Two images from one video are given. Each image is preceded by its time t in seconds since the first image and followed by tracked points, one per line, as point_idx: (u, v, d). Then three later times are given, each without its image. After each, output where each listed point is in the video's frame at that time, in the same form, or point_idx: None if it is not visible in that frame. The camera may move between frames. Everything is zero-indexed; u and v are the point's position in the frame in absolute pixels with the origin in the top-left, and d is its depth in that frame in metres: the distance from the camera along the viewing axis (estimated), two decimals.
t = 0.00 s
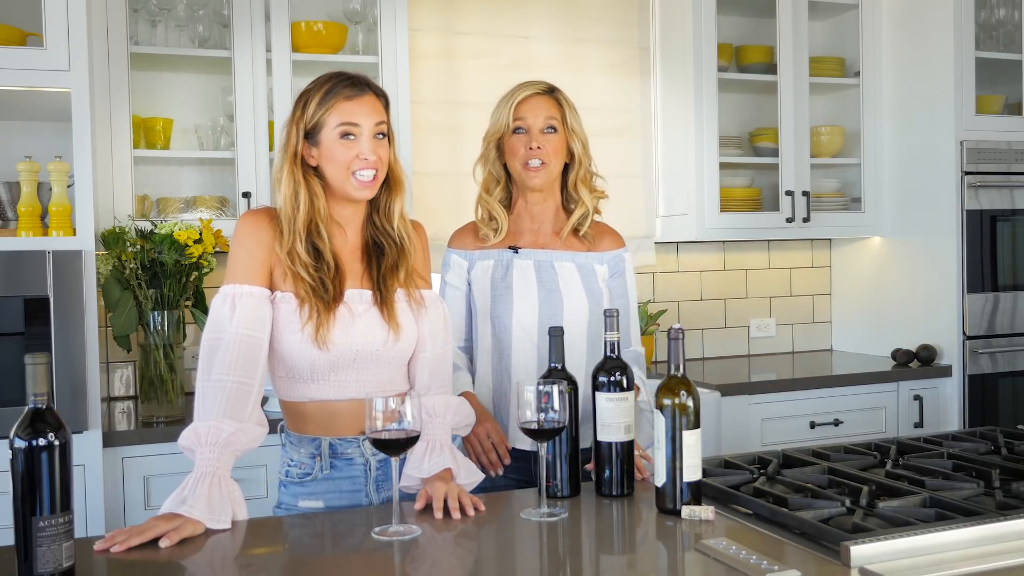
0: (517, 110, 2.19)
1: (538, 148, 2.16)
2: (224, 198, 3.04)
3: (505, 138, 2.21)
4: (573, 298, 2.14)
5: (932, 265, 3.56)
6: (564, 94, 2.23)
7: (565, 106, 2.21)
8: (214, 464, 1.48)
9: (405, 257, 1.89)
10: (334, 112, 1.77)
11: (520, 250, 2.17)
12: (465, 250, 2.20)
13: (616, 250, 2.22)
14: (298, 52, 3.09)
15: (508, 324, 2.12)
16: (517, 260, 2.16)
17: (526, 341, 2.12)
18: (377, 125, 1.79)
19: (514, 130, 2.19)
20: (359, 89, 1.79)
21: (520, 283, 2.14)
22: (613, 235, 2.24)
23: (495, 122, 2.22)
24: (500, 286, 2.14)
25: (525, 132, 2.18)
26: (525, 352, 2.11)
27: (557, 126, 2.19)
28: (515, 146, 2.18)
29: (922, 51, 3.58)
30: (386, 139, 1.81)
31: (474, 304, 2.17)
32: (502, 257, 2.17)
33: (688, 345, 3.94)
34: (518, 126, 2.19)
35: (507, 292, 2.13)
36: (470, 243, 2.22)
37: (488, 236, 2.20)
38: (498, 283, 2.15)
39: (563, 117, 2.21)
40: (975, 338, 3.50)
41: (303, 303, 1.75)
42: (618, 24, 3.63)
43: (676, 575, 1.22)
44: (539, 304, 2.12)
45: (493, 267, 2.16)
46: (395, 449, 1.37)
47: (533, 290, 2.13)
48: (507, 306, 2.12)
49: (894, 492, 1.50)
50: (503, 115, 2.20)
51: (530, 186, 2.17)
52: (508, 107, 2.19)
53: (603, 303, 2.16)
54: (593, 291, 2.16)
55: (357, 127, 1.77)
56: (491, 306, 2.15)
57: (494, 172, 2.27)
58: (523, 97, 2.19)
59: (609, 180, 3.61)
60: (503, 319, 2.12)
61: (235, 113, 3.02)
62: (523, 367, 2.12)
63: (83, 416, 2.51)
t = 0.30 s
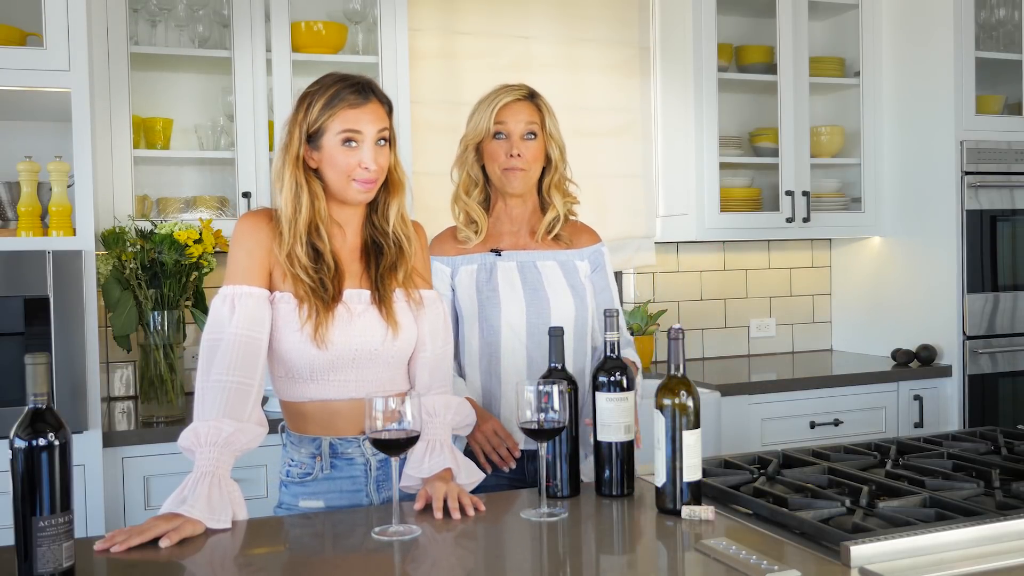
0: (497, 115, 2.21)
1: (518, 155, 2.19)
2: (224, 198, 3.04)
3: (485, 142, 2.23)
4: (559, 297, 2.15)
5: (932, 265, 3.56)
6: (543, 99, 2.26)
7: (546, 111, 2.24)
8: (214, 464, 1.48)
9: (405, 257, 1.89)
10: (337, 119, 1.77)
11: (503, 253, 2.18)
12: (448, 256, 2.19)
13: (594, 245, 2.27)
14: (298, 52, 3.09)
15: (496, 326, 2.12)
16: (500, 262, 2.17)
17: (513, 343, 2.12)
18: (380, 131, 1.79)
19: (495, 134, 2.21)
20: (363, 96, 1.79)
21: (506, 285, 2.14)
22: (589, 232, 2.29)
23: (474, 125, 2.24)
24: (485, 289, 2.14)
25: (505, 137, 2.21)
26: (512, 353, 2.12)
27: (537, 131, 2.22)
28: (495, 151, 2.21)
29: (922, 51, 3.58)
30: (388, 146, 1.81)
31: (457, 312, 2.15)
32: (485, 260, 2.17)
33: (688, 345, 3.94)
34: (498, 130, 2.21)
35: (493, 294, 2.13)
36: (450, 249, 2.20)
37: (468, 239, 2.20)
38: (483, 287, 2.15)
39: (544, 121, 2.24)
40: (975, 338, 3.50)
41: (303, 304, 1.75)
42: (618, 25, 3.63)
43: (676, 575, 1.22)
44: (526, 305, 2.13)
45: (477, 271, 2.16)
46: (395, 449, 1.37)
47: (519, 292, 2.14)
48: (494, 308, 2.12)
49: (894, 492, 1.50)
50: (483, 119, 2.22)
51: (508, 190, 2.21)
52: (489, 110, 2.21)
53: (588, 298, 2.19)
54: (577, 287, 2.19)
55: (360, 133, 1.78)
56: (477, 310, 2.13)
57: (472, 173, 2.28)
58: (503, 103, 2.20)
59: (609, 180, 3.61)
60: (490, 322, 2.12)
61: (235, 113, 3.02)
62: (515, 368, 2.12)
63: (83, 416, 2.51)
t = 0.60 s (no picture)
0: (490, 108, 2.23)
1: (513, 144, 2.21)
2: (224, 198, 3.04)
3: (478, 134, 2.24)
4: (555, 292, 2.17)
5: (932, 265, 3.56)
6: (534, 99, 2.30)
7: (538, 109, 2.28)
8: (214, 464, 1.48)
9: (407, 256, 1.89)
10: (338, 118, 1.77)
11: (497, 249, 2.19)
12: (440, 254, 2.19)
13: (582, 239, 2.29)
14: (298, 52, 3.09)
15: (496, 323, 2.11)
16: (496, 259, 2.17)
17: (513, 338, 2.12)
18: (380, 131, 1.79)
19: (488, 126, 2.22)
20: (364, 95, 1.79)
21: (502, 281, 2.15)
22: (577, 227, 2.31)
23: (466, 120, 2.25)
24: (482, 285, 2.14)
25: (499, 128, 2.22)
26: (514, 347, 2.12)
27: (530, 126, 2.25)
28: (488, 141, 2.21)
29: (922, 51, 3.58)
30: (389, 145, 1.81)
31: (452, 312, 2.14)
32: (479, 257, 2.17)
33: (688, 345, 3.94)
34: (492, 122, 2.22)
35: (490, 291, 2.13)
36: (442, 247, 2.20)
37: (457, 235, 2.20)
38: (480, 283, 2.15)
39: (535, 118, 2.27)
40: (975, 338, 3.50)
41: (305, 302, 1.75)
42: (618, 24, 3.62)
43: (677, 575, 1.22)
44: (524, 301, 2.13)
45: (471, 269, 2.16)
46: (395, 449, 1.37)
47: (516, 287, 2.14)
48: (491, 303, 2.12)
49: (895, 492, 1.50)
50: (476, 113, 2.23)
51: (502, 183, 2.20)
52: (482, 104, 2.22)
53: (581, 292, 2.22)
54: (571, 281, 2.21)
55: (360, 133, 1.77)
56: (475, 307, 2.13)
57: (462, 169, 2.28)
58: (495, 97, 2.23)
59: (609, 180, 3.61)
60: (490, 319, 2.11)
61: (235, 113, 3.02)
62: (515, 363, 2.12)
63: (83, 415, 2.51)
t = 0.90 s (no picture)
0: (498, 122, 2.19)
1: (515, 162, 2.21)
2: (224, 198, 3.04)
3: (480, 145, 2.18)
4: (533, 296, 2.18)
5: (932, 265, 3.56)
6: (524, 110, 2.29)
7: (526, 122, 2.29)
8: (214, 464, 1.48)
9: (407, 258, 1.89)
10: (337, 112, 1.77)
11: (472, 262, 2.16)
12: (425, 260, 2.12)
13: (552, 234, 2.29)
14: (298, 52, 3.09)
15: (480, 337, 2.13)
16: (471, 272, 2.15)
17: (500, 350, 2.14)
18: (379, 125, 1.79)
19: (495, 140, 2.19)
20: (361, 90, 1.80)
21: (480, 295, 2.14)
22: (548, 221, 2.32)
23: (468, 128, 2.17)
24: (460, 301, 2.14)
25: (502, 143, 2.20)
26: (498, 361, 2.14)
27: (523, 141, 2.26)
28: (491, 156, 2.18)
29: (922, 51, 3.58)
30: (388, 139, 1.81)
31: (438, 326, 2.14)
32: (454, 272, 2.15)
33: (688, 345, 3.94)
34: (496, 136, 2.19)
35: (470, 306, 2.13)
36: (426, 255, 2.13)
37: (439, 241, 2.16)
38: (457, 300, 2.14)
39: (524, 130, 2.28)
40: (975, 338, 3.50)
41: (307, 304, 1.75)
42: (618, 25, 3.63)
43: None
44: (504, 312, 2.14)
45: (448, 284, 2.15)
46: (395, 449, 1.37)
47: (494, 299, 2.14)
48: (473, 319, 2.13)
49: (895, 492, 1.50)
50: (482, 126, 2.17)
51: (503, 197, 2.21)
52: (492, 119, 2.18)
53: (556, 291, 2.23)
54: (546, 282, 2.21)
55: (360, 127, 1.78)
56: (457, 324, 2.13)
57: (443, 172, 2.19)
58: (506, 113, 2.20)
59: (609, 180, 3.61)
60: (473, 335, 2.13)
61: (235, 113, 3.02)
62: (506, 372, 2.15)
63: (83, 416, 2.51)
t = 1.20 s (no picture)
0: (518, 118, 2.20)
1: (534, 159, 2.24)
2: (224, 198, 3.03)
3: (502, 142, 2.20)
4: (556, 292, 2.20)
5: (932, 265, 3.56)
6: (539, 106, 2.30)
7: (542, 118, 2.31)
8: (215, 464, 1.48)
9: (406, 253, 1.89)
10: (323, 107, 1.79)
11: (500, 254, 2.18)
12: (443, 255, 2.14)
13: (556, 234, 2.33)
14: (298, 52, 3.09)
15: (515, 327, 2.13)
16: (499, 264, 2.17)
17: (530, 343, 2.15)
18: (366, 116, 1.80)
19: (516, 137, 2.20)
20: (345, 81, 1.81)
21: (511, 285, 2.15)
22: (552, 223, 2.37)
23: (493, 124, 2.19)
24: (493, 290, 2.14)
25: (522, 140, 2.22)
26: (528, 348, 2.14)
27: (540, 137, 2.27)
28: (512, 153, 2.20)
29: (922, 51, 3.58)
30: (377, 130, 1.82)
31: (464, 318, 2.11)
32: (484, 263, 2.16)
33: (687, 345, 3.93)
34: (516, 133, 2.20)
35: (502, 297, 2.14)
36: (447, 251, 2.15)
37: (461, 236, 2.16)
38: (490, 289, 2.14)
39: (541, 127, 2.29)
40: (975, 338, 3.50)
41: (308, 304, 1.75)
42: (618, 25, 3.63)
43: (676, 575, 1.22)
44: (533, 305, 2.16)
45: (479, 275, 2.15)
46: (395, 449, 1.37)
47: (523, 291, 2.16)
48: (508, 308, 2.13)
49: (895, 492, 1.50)
50: (505, 123, 2.19)
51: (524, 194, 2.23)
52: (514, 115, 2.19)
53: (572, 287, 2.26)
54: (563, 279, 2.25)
55: (346, 119, 1.79)
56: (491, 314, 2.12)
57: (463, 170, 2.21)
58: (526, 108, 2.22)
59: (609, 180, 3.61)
60: (510, 324, 2.12)
61: (235, 113, 3.02)
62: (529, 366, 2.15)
63: (83, 416, 2.51)
